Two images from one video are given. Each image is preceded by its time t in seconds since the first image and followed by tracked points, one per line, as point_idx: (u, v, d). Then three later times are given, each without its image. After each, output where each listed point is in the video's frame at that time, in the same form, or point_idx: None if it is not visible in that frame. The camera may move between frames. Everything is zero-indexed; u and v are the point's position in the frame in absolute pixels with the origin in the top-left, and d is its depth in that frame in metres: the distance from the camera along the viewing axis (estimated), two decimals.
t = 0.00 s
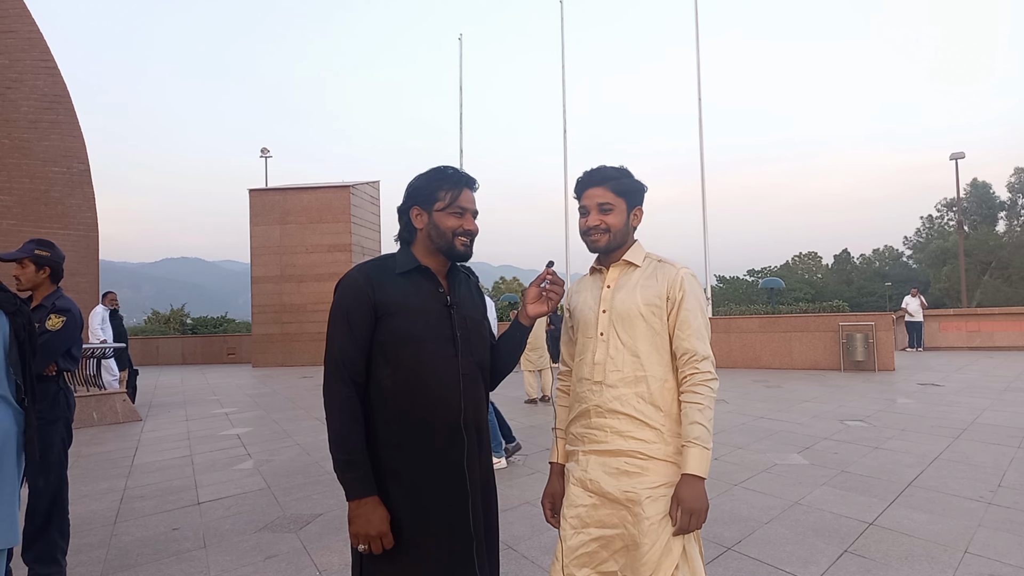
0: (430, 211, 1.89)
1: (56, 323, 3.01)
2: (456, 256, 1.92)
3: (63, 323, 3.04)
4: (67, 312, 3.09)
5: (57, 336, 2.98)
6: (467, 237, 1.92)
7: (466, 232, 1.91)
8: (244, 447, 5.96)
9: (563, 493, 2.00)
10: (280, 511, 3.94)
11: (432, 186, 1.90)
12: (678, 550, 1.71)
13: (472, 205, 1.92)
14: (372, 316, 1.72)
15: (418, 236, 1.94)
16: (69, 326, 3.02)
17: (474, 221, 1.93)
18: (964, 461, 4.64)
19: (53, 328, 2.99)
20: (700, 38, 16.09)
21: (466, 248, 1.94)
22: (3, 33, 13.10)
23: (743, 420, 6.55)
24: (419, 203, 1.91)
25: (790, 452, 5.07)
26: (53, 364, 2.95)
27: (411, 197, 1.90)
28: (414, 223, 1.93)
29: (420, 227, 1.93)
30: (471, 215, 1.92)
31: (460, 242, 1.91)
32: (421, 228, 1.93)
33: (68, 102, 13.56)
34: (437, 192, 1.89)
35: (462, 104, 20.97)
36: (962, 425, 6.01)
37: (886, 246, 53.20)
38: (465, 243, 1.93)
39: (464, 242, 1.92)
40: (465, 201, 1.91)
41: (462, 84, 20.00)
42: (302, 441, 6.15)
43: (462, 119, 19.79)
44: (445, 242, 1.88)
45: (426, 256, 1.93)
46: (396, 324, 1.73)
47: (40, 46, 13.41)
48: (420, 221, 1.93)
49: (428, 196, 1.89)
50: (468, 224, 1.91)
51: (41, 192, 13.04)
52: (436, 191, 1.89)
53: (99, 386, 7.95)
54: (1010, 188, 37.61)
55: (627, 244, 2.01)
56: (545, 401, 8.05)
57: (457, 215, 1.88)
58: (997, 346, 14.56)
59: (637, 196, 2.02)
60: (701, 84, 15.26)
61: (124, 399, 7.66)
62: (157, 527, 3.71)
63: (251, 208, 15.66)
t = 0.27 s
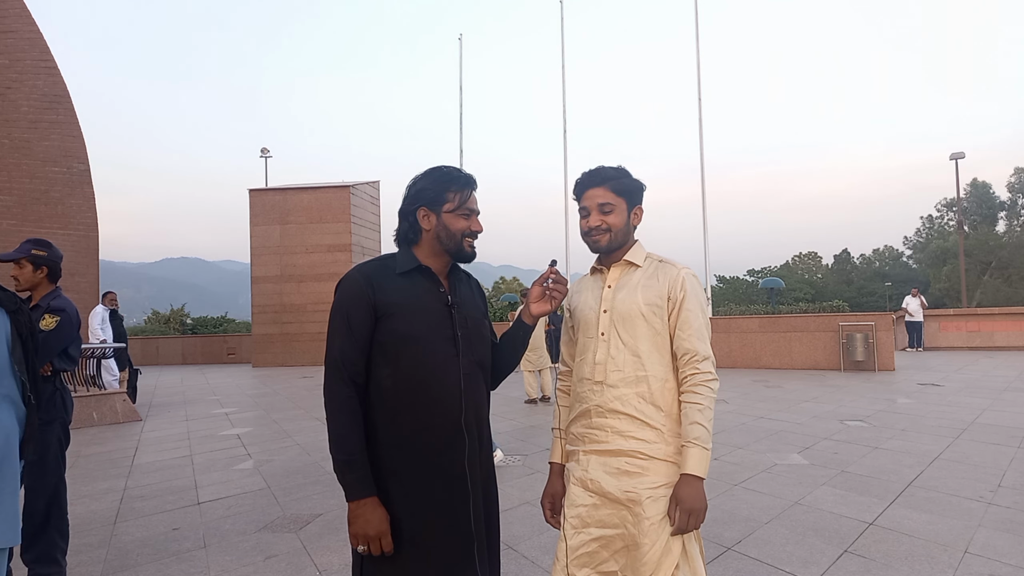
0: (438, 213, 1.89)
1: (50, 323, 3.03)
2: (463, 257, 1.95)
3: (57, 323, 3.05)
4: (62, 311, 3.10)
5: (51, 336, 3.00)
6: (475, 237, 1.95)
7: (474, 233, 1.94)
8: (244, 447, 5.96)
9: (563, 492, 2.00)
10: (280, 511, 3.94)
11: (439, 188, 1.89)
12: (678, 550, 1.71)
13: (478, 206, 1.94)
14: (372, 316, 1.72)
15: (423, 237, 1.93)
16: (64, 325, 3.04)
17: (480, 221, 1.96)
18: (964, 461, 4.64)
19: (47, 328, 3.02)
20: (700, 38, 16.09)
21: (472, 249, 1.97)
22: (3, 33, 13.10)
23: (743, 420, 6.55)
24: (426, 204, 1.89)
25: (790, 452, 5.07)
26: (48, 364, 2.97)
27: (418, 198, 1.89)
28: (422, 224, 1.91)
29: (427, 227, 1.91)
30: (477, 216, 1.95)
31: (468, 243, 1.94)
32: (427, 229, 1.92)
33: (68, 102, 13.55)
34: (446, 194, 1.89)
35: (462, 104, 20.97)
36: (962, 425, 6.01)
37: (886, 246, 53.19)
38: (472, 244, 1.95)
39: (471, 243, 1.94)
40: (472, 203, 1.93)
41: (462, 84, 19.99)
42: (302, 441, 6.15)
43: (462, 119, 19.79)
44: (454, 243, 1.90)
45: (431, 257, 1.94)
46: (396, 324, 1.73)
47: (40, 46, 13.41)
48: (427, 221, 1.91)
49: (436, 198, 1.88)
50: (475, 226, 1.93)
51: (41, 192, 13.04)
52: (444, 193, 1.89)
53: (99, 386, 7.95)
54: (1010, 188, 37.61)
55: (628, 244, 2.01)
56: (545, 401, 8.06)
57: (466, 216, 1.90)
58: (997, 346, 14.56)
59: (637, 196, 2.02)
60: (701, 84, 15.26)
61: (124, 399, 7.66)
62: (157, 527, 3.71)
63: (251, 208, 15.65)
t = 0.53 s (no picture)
0: (443, 212, 1.89)
1: (48, 323, 3.03)
2: (465, 257, 1.96)
3: (56, 323, 3.05)
4: (61, 312, 3.10)
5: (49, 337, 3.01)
6: (478, 237, 1.97)
7: (477, 232, 1.96)
8: (244, 447, 5.96)
9: (563, 493, 2.00)
10: (280, 511, 3.94)
11: (443, 188, 1.89)
12: (678, 549, 1.71)
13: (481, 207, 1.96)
14: (373, 317, 1.72)
15: (426, 236, 1.93)
16: (63, 326, 3.05)
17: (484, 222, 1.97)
18: (964, 461, 4.64)
19: (46, 329, 3.02)
20: (700, 37, 16.07)
21: (474, 249, 1.99)
22: (3, 33, 13.10)
23: (743, 420, 6.55)
24: (431, 204, 1.89)
25: (789, 452, 5.07)
26: (46, 364, 2.97)
27: (422, 198, 1.88)
28: (426, 224, 1.91)
29: (430, 227, 1.91)
30: (480, 216, 1.97)
31: (472, 243, 1.96)
32: (431, 229, 1.91)
33: (68, 102, 13.55)
34: (451, 194, 1.90)
35: (462, 104, 20.97)
36: (962, 425, 6.01)
37: (886, 246, 53.18)
38: (475, 243, 1.97)
39: (473, 243, 1.96)
40: (476, 203, 1.95)
41: (462, 84, 20.02)
42: (302, 441, 6.15)
43: (462, 119, 19.80)
44: (459, 243, 1.91)
45: (435, 258, 1.94)
46: (397, 325, 1.73)
47: (40, 46, 13.41)
48: (430, 221, 1.91)
49: (440, 198, 1.88)
50: (479, 226, 1.95)
51: (41, 192, 13.04)
52: (449, 194, 1.89)
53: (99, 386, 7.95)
54: (1010, 188, 37.60)
55: (628, 244, 2.01)
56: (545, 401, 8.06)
57: (471, 216, 1.92)
58: (997, 346, 14.56)
59: (636, 195, 2.02)
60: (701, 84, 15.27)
61: (124, 399, 7.66)
62: (157, 527, 3.71)
63: (251, 208, 15.66)
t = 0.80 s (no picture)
0: (443, 212, 1.89)
1: (48, 324, 3.03)
2: (465, 257, 1.96)
3: (57, 323, 3.06)
4: (61, 312, 3.10)
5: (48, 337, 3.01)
6: (478, 237, 1.97)
7: (478, 232, 1.96)
8: (244, 447, 5.96)
9: (563, 493, 2.00)
10: (280, 511, 3.94)
11: (445, 188, 1.89)
12: (678, 551, 1.71)
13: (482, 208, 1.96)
14: (374, 318, 1.71)
15: (426, 236, 1.93)
16: (63, 326, 3.06)
17: (484, 222, 1.98)
18: (964, 461, 4.64)
19: (47, 329, 3.04)
20: (700, 37, 16.06)
21: (475, 249, 1.99)
22: (3, 34, 13.11)
23: (743, 420, 6.55)
24: (431, 204, 1.89)
25: (789, 452, 5.07)
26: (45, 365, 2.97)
27: (423, 197, 1.88)
28: (426, 224, 1.91)
29: (430, 227, 1.91)
30: (481, 216, 1.97)
31: (472, 243, 1.96)
32: (431, 229, 1.91)
33: (68, 102, 13.55)
34: (451, 193, 1.90)
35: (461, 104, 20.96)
36: (962, 425, 6.01)
37: (886, 246, 53.18)
38: (475, 244, 1.97)
39: (473, 243, 1.96)
40: (476, 204, 1.95)
41: (462, 84, 20.03)
42: (302, 441, 6.15)
43: (462, 119, 19.81)
44: (459, 243, 1.91)
45: (435, 257, 1.94)
46: (398, 325, 1.73)
47: (40, 46, 13.41)
48: (431, 221, 1.91)
49: (441, 198, 1.88)
50: (479, 226, 1.95)
51: (41, 192, 13.03)
52: (450, 193, 1.89)
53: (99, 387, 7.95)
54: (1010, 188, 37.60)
55: (624, 242, 2.00)
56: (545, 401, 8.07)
57: (471, 216, 1.92)
58: (997, 345, 14.55)
59: (629, 190, 2.00)
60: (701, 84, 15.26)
61: (124, 399, 7.66)
62: (157, 527, 3.71)
63: (251, 208, 15.66)
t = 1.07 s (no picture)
0: (441, 212, 1.89)
1: (48, 324, 3.04)
2: (463, 257, 1.94)
3: (57, 323, 3.07)
4: (60, 312, 3.11)
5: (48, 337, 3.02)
6: (475, 237, 1.95)
7: (475, 232, 1.94)
8: (244, 447, 5.96)
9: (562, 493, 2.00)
10: (280, 511, 3.94)
11: (442, 188, 1.89)
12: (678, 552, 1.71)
13: (479, 207, 1.95)
14: (375, 317, 1.71)
15: (425, 236, 1.93)
16: (62, 326, 3.07)
17: (480, 222, 1.96)
18: (965, 461, 4.64)
19: (47, 329, 3.05)
20: (700, 37, 16.06)
21: (472, 249, 1.97)
22: (3, 34, 13.11)
23: (743, 420, 6.55)
24: (429, 203, 1.89)
25: (790, 452, 5.07)
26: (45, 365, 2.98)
27: (421, 197, 1.88)
28: (424, 223, 1.91)
29: (428, 227, 1.91)
30: (478, 215, 1.96)
31: (469, 243, 1.94)
32: (429, 228, 1.91)
33: (68, 102, 13.56)
34: (448, 193, 1.90)
35: (461, 104, 20.96)
36: (962, 425, 6.01)
37: (886, 246, 53.17)
38: (473, 244, 1.96)
39: (472, 243, 1.95)
40: (473, 203, 1.93)
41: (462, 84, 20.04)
42: (302, 441, 6.15)
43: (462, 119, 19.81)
44: (455, 242, 1.90)
45: (432, 257, 1.93)
46: (399, 324, 1.73)
47: (40, 46, 13.41)
48: (428, 221, 1.91)
49: (438, 198, 1.88)
50: (476, 226, 1.94)
51: (41, 192, 13.03)
52: (447, 193, 1.89)
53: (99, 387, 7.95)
54: (1010, 188, 37.59)
55: (625, 242, 2.00)
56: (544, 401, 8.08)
57: (468, 216, 1.91)
58: (997, 345, 14.55)
59: (632, 191, 2.00)
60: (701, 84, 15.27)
61: (124, 399, 7.66)
62: (157, 527, 3.71)
63: (251, 208, 15.67)
